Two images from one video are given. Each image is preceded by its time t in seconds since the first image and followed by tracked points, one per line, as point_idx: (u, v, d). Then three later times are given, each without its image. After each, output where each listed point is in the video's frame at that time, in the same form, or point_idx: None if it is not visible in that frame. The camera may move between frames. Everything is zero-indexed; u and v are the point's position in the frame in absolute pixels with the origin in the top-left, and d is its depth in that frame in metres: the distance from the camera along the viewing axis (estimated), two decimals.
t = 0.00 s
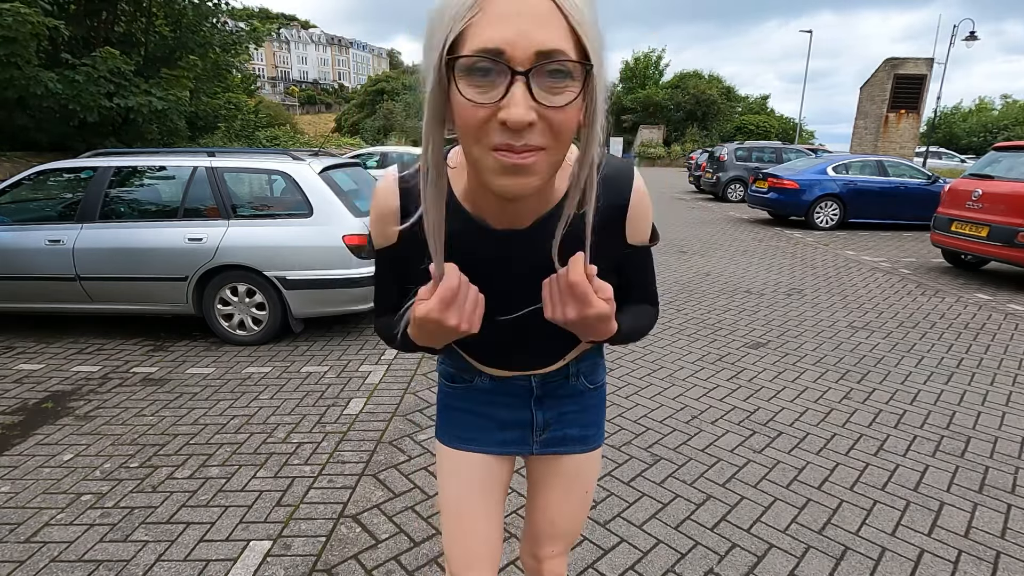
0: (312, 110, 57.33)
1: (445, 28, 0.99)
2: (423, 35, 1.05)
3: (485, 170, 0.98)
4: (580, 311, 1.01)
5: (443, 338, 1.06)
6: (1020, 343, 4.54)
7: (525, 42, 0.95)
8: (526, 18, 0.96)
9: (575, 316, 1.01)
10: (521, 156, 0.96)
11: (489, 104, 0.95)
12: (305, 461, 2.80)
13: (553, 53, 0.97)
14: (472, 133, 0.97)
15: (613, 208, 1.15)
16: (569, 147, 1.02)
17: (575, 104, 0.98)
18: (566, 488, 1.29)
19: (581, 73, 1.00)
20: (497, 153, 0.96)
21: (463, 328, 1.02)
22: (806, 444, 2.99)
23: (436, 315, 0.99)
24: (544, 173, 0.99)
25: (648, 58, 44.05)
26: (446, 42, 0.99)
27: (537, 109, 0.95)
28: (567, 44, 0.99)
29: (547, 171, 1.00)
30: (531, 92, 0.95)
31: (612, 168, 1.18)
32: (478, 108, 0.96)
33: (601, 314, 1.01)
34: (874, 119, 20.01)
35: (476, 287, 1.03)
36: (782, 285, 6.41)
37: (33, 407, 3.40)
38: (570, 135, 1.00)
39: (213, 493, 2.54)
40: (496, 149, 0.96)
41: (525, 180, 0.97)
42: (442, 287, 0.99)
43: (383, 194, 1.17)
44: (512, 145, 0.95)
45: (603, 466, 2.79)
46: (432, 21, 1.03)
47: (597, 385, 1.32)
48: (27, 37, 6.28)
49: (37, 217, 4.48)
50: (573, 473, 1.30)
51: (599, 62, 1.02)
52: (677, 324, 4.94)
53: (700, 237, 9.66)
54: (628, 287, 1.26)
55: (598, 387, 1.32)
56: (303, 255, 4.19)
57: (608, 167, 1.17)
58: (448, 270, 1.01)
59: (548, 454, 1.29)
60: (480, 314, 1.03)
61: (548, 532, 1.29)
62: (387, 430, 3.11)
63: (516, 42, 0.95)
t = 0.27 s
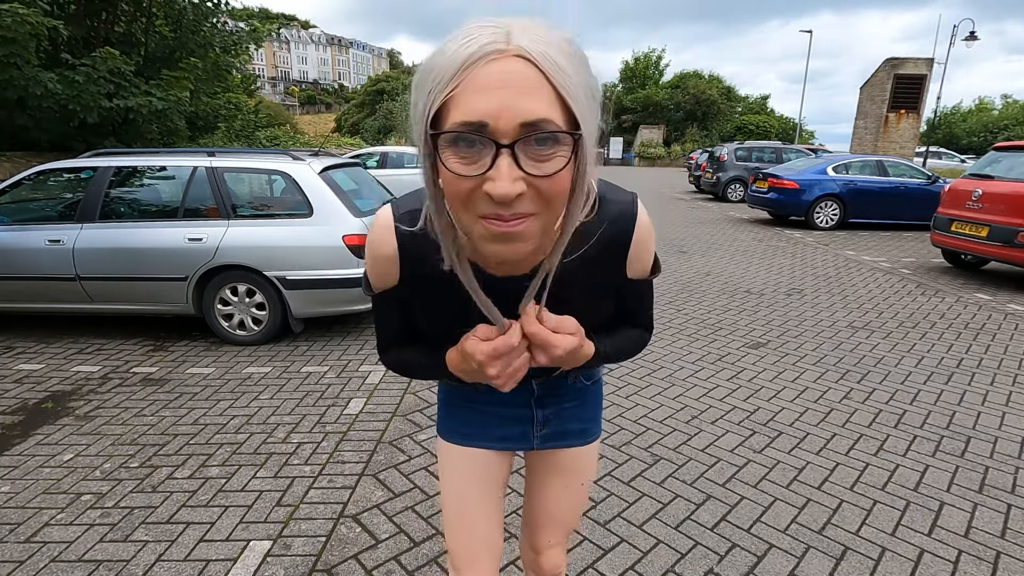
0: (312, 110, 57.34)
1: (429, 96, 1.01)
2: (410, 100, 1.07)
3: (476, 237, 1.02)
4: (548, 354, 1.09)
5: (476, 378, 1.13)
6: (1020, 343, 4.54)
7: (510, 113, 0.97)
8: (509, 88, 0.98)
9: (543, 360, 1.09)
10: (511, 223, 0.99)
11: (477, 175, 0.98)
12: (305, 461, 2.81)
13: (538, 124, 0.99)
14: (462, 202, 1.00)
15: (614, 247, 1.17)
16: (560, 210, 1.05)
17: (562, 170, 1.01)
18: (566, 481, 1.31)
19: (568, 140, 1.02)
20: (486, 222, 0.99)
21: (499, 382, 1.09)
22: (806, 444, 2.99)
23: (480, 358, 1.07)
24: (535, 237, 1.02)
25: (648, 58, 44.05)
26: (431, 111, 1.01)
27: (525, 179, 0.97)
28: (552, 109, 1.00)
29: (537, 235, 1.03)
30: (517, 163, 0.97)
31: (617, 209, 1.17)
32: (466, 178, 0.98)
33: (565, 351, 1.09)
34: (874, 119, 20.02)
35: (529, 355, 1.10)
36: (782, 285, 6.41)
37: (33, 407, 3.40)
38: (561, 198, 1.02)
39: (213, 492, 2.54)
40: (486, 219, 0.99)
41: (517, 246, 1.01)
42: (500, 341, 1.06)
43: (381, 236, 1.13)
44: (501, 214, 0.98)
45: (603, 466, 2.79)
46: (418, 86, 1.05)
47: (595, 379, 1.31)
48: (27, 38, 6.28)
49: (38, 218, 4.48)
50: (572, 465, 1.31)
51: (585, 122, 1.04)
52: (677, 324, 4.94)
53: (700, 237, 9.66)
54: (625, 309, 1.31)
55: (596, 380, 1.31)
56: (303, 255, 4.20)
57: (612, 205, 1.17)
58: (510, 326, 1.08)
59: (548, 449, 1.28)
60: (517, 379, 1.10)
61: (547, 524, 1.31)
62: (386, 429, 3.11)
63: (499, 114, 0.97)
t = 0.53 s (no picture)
0: (312, 110, 57.34)
1: (438, 110, 1.02)
2: (416, 107, 1.07)
3: (482, 251, 1.05)
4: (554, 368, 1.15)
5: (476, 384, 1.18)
6: (1020, 343, 4.53)
7: (519, 133, 0.99)
8: (519, 107, 0.99)
9: (546, 374, 1.15)
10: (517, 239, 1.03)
11: (484, 193, 1.00)
12: (305, 461, 2.80)
13: (546, 143, 1.01)
14: (468, 218, 1.03)
15: (615, 255, 1.20)
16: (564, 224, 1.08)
17: (567, 187, 1.03)
18: (562, 479, 1.31)
19: (575, 159, 1.04)
20: (493, 239, 1.03)
21: (502, 390, 1.14)
22: (806, 444, 2.99)
23: (484, 368, 1.11)
24: (539, 251, 1.06)
25: (648, 57, 44.05)
26: (440, 125, 1.02)
27: (531, 199, 1.00)
28: (560, 127, 1.02)
29: (541, 249, 1.07)
30: (524, 183, 1.00)
31: (618, 217, 1.20)
32: (473, 196, 1.01)
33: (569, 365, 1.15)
34: (874, 119, 20.01)
35: (531, 369, 1.15)
36: (782, 285, 6.41)
37: (33, 407, 3.40)
38: (565, 213, 1.06)
39: (213, 492, 2.54)
40: (493, 235, 1.03)
41: (522, 260, 1.05)
42: (505, 354, 1.10)
43: (380, 246, 1.13)
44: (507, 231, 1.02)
45: (603, 465, 2.79)
46: (425, 96, 1.05)
47: (587, 377, 1.33)
48: (27, 38, 6.28)
49: (38, 218, 4.48)
50: (568, 463, 1.32)
51: (591, 138, 1.06)
52: (677, 324, 4.94)
53: (700, 237, 9.66)
54: (621, 312, 1.35)
55: (589, 378, 1.34)
56: (303, 255, 4.20)
57: (614, 215, 1.20)
58: (515, 340, 1.13)
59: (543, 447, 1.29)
60: (517, 389, 1.16)
61: (544, 522, 1.32)
62: (387, 429, 3.11)
63: (508, 133, 0.98)
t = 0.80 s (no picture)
0: (312, 110, 57.34)
1: (439, 105, 1.02)
2: (417, 102, 1.07)
3: (479, 247, 1.05)
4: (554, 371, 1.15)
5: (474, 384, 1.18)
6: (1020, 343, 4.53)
7: (518, 129, 0.99)
8: (519, 103, 0.99)
9: (544, 378, 1.15)
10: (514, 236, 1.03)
11: (482, 188, 1.00)
12: (305, 461, 2.80)
13: (545, 140, 1.00)
14: (465, 213, 1.03)
15: (612, 255, 1.20)
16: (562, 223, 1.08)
17: (566, 185, 1.03)
18: (557, 479, 1.31)
19: (574, 157, 1.04)
20: (490, 236, 1.02)
21: (500, 392, 1.14)
22: (806, 444, 2.99)
23: (483, 370, 1.11)
24: (537, 248, 1.06)
25: (648, 58, 44.06)
26: (440, 120, 1.02)
27: (528, 196, 1.00)
28: (560, 125, 1.02)
29: (538, 247, 1.07)
30: (523, 179, 1.00)
31: (617, 217, 1.20)
32: (471, 191, 1.01)
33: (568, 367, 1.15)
34: (874, 119, 20.00)
35: (529, 372, 1.15)
36: (782, 285, 6.41)
37: (33, 407, 3.40)
38: (564, 211, 1.06)
39: (213, 492, 2.54)
40: (490, 231, 1.02)
41: (519, 258, 1.05)
42: (504, 355, 1.10)
43: (378, 240, 1.13)
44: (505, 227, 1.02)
45: (603, 465, 2.78)
46: (426, 92, 1.05)
47: (582, 376, 1.33)
48: (27, 38, 6.28)
49: (38, 218, 4.48)
50: (563, 463, 1.32)
51: (591, 137, 1.06)
52: (677, 324, 4.94)
53: (700, 237, 9.66)
54: (616, 311, 1.35)
55: (583, 377, 1.34)
56: (303, 255, 4.19)
57: (613, 215, 1.20)
58: (515, 342, 1.13)
59: (538, 445, 1.30)
60: (516, 391, 1.16)
61: (540, 522, 1.32)
62: (387, 430, 3.11)
63: (507, 129, 0.98)
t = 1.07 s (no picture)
0: (312, 111, 57.34)
1: (439, 102, 1.02)
2: (418, 101, 1.07)
3: (479, 245, 1.05)
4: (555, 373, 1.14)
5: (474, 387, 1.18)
6: (1020, 343, 4.53)
7: (519, 127, 0.98)
8: (519, 101, 0.98)
9: (544, 381, 1.15)
10: (514, 233, 1.03)
11: (482, 187, 1.00)
12: (305, 461, 2.80)
13: (545, 137, 1.00)
14: (465, 211, 1.03)
15: (610, 255, 1.20)
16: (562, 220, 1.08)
17: (566, 182, 1.03)
18: (556, 478, 1.31)
19: (574, 155, 1.04)
20: (490, 234, 1.02)
21: (500, 395, 1.14)
22: (806, 444, 2.99)
23: (482, 374, 1.11)
24: (537, 246, 1.06)
25: (648, 58, 44.06)
26: (441, 118, 1.02)
27: (529, 194, 1.00)
28: (560, 123, 1.02)
29: (538, 245, 1.07)
30: (523, 177, 1.00)
31: (615, 217, 1.20)
32: (471, 190, 1.01)
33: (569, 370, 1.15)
34: (874, 119, 20.01)
35: (529, 375, 1.15)
36: (782, 285, 6.41)
37: (33, 407, 3.40)
38: (564, 208, 1.05)
39: (214, 492, 2.54)
40: (489, 229, 1.02)
41: (518, 256, 1.05)
42: (503, 359, 1.10)
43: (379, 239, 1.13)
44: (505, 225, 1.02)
45: (603, 465, 2.79)
46: (427, 90, 1.06)
47: (579, 375, 1.34)
48: (27, 37, 6.27)
49: (38, 218, 4.48)
50: (563, 462, 1.32)
51: (591, 135, 1.06)
52: (677, 324, 4.94)
53: (700, 237, 9.66)
54: (613, 312, 1.36)
55: (581, 377, 1.34)
56: (303, 255, 4.19)
57: (613, 214, 1.20)
58: (515, 345, 1.13)
59: (536, 446, 1.30)
60: (515, 394, 1.16)
61: (540, 522, 1.31)
62: (387, 430, 3.12)
63: (508, 127, 0.98)
